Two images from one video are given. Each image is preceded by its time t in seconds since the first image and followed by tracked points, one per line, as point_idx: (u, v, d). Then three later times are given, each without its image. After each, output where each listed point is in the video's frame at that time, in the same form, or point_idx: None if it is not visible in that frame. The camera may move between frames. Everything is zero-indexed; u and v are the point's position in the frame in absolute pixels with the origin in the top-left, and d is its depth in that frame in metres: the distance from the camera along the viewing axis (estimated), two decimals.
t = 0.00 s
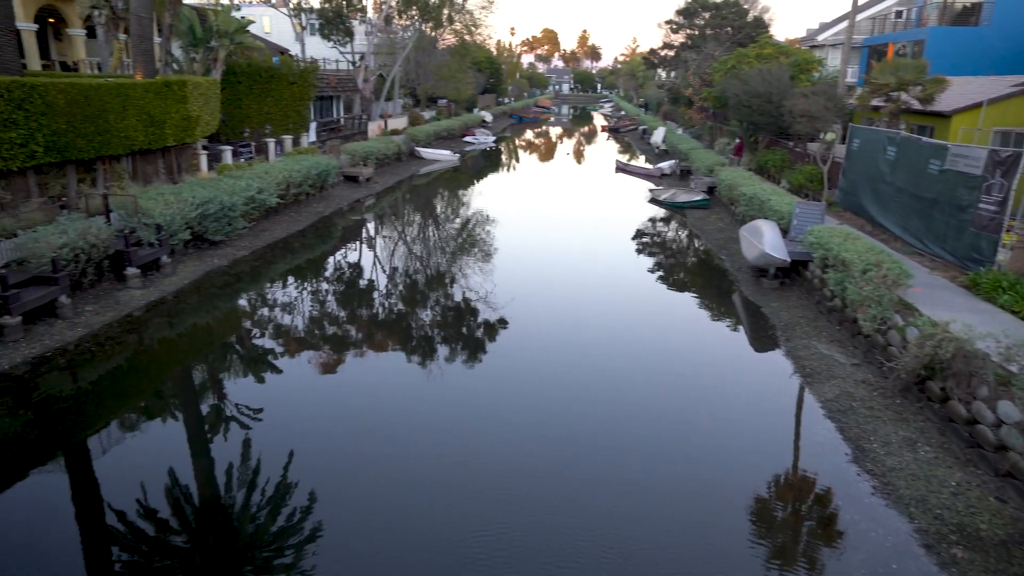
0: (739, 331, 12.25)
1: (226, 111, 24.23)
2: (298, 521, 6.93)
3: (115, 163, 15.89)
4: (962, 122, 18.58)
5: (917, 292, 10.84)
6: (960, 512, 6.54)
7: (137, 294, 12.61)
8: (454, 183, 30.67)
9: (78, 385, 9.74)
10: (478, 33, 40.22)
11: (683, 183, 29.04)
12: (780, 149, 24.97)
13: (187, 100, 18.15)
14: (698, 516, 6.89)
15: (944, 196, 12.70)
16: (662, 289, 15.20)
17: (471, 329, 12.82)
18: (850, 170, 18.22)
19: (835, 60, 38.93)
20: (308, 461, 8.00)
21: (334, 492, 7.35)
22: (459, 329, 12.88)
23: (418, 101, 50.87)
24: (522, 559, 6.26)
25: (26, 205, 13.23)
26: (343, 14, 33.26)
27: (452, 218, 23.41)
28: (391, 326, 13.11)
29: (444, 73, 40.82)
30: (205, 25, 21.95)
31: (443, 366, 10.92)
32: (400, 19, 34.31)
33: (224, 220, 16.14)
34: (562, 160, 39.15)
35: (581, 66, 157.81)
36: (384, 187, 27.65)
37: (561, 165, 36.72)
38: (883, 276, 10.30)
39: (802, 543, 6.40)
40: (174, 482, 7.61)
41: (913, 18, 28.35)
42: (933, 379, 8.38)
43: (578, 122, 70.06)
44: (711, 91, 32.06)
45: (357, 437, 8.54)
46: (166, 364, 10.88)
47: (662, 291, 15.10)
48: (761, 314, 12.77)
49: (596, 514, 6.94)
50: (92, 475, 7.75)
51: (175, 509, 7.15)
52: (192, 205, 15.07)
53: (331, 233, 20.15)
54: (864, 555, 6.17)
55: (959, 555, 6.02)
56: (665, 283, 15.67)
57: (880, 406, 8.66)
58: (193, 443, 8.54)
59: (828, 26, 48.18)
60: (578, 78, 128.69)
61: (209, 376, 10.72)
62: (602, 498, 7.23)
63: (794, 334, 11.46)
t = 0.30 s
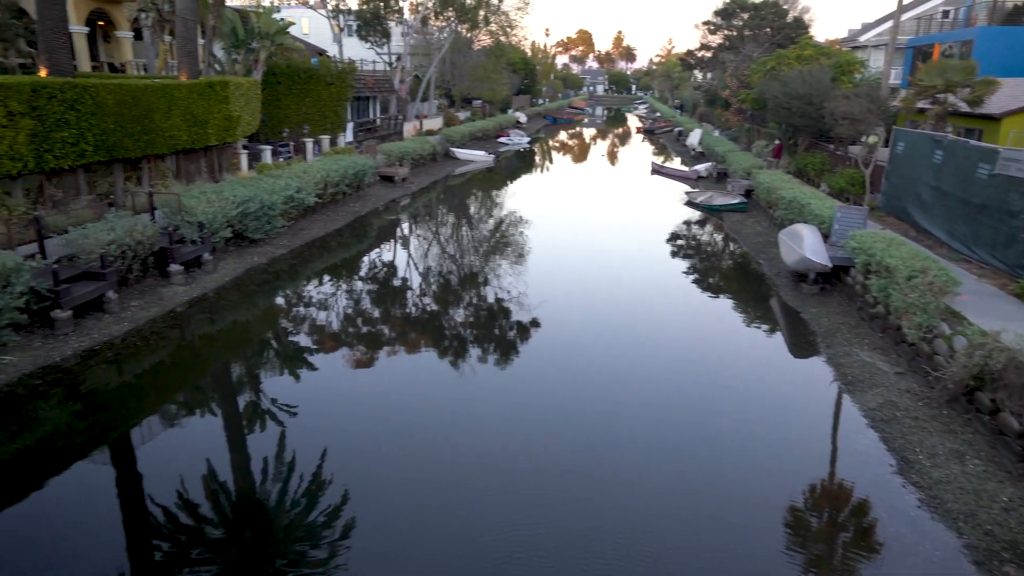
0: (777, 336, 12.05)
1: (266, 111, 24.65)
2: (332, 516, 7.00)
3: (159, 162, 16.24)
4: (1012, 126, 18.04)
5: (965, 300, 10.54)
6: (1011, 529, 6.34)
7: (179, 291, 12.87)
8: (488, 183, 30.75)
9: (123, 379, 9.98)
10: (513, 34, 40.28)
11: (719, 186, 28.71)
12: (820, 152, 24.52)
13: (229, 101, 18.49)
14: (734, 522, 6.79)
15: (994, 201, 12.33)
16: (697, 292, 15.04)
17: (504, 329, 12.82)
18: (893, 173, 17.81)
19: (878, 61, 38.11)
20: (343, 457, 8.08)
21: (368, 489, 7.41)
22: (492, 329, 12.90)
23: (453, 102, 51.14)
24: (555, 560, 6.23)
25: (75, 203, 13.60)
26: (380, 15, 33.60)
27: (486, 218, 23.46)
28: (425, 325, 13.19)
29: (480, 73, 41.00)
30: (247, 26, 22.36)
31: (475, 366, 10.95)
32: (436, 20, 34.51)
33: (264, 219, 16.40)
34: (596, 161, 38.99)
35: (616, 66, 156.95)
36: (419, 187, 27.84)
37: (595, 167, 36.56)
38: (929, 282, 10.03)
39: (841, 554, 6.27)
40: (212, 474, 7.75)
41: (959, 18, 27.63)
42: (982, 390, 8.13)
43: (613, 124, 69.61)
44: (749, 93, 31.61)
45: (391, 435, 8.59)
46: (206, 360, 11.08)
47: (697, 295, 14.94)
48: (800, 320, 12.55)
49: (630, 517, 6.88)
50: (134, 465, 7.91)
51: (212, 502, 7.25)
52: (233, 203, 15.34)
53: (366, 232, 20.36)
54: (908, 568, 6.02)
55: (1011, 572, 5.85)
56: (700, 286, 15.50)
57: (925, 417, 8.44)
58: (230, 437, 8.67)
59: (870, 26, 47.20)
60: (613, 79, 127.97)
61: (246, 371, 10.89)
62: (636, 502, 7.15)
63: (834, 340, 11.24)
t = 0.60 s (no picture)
0: (816, 341, 11.78)
1: (306, 113, 25.04)
2: (366, 513, 7.06)
3: (203, 163, 16.58)
4: None
5: (1017, 307, 10.20)
6: None
7: (221, 289, 13.14)
8: (523, 184, 30.76)
9: (167, 375, 10.22)
10: (550, 35, 40.24)
11: (758, 189, 28.28)
12: (863, 154, 23.98)
13: (270, 103, 18.81)
14: (771, 529, 6.66)
15: None
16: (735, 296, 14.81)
17: (538, 331, 12.79)
18: (941, 176, 17.32)
19: (925, 61, 37.12)
20: (377, 455, 8.15)
21: (401, 488, 7.45)
22: (526, 331, 12.89)
23: (489, 103, 51.30)
24: (589, 563, 6.20)
25: (123, 202, 13.98)
26: (418, 17, 33.89)
27: (521, 220, 23.48)
28: (460, 325, 13.24)
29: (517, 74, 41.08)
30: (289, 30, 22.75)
31: (509, 367, 10.94)
32: (473, 22, 34.65)
33: (303, 219, 16.63)
34: (633, 163, 38.72)
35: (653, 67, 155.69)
36: (455, 188, 27.97)
37: (631, 168, 36.31)
38: (979, 289, 9.72)
39: (882, 565, 6.11)
40: (249, 470, 7.88)
41: (1012, 14, 26.72)
42: None
43: (650, 125, 69.00)
44: (790, 93, 31.07)
45: (424, 434, 8.63)
46: (245, 357, 11.28)
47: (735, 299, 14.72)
48: (840, 325, 12.27)
49: (664, 521, 6.80)
50: (174, 459, 8.08)
51: (248, 497, 7.37)
52: (274, 203, 15.61)
53: (402, 232, 20.53)
54: None
55: None
56: (737, 290, 15.27)
57: (974, 427, 8.18)
58: (267, 433, 8.81)
59: (918, 24, 45.93)
60: (650, 80, 126.91)
61: (284, 369, 11.06)
62: (671, 507, 7.06)
63: (877, 347, 10.97)
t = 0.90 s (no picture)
0: (870, 350, 11.41)
1: (355, 113, 25.39)
2: (408, 509, 7.08)
3: (256, 162, 16.93)
4: None
5: None
6: None
7: (271, 285, 13.40)
8: (569, 185, 30.63)
9: (219, 368, 10.45)
10: (598, 35, 40.00)
11: (810, 192, 27.58)
12: (922, 157, 23.17)
13: (321, 103, 19.12)
14: (820, 541, 6.46)
15: None
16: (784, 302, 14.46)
17: (581, 332, 12.68)
18: (1007, 181, 16.61)
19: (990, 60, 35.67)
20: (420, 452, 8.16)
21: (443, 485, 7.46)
22: (569, 332, 12.80)
23: (536, 104, 51.27)
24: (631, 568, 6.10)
25: (180, 199, 14.36)
26: (467, 18, 34.03)
27: (566, 220, 23.37)
28: (503, 325, 13.24)
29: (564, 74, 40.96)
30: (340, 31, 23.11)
31: (552, 368, 10.88)
32: (521, 23, 34.63)
33: (351, 217, 16.84)
34: (680, 164, 38.21)
35: (702, 67, 153.46)
36: (501, 188, 28.00)
37: (679, 170, 35.82)
38: None
39: None
40: (294, 463, 8.00)
41: None
42: None
43: (699, 126, 68.02)
44: (845, 94, 30.22)
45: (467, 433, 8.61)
46: (293, 352, 11.47)
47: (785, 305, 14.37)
48: (897, 334, 11.85)
49: (709, 528, 6.66)
50: (224, 450, 8.26)
51: (293, 490, 7.48)
52: (323, 202, 15.84)
53: (448, 232, 20.64)
54: None
55: None
56: (787, 295, 14.91)
57: None
58: (313, 427, 8.93)
59: (981, 22, 44.32)
60: (699, 81, 125.03)
61: (330, 364, 11.22)
62: (717, 513, 6.90)
63: (936, 357, 10.56)
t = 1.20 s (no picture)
0: (934, 361, 10.94)
1: (410, 113, 25.66)
2: (454, 506, 7.08)
3: (313, 161, 17.26)
4: None
5: None
6: None
7: (325, 282, 13.63)
8: (620, 187, 30.35)
9: (274, 361, 10.68)
10: (653, 36, 39.54)
11: (871, 197, 26.69)
12: (993, 161, 22.16)
13: (377, 103, 19.38)
14: (878, 557, 6.22)
15: None
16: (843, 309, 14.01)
17: (631, 336, 12.52)
18: None
19: None
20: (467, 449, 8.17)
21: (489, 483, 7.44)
22: (619, 335, 12.65)
23: (589, 105, 50.97)
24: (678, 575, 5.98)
25: (240, 197, 14.74)
26: (521, 19, 34.04)
27: (618, 223, 23.16)
28: (552, 326, 13.18)
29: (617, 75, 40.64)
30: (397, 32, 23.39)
31: (600, 370, 10.76)
32: (576, 23, 34.45)
33: (404, 216, 17.02)
34: (735, 167, 37.45)
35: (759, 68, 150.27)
36: (552, 189, 27.91)
37: (734, 172, 35.12)
38: None
39: None
40: (344, 457, 8.10)
41: None
42: None
43: (755, 128, 66.60)
44: (911, 95, 29.12)
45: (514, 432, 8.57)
46: (345, 348, 11.65)
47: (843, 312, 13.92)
48: (964, 346, 11.34)
49: (760, 538, 6.47)
50: (277, 442, 8.42)
51: (342, 484, 7.58)
52: (377, 201, 16.05)
53: (499, 232, 20.68)
54: None
55: None
56: (845, 302, 14.43)
57: None
58: (363, 422, 9.03)
59: None
60: (755, 82, 122.43)
61: (380, 361, 11.35)
62: (769, 524, 6.69)
63: (1005, 371, 10.07)
